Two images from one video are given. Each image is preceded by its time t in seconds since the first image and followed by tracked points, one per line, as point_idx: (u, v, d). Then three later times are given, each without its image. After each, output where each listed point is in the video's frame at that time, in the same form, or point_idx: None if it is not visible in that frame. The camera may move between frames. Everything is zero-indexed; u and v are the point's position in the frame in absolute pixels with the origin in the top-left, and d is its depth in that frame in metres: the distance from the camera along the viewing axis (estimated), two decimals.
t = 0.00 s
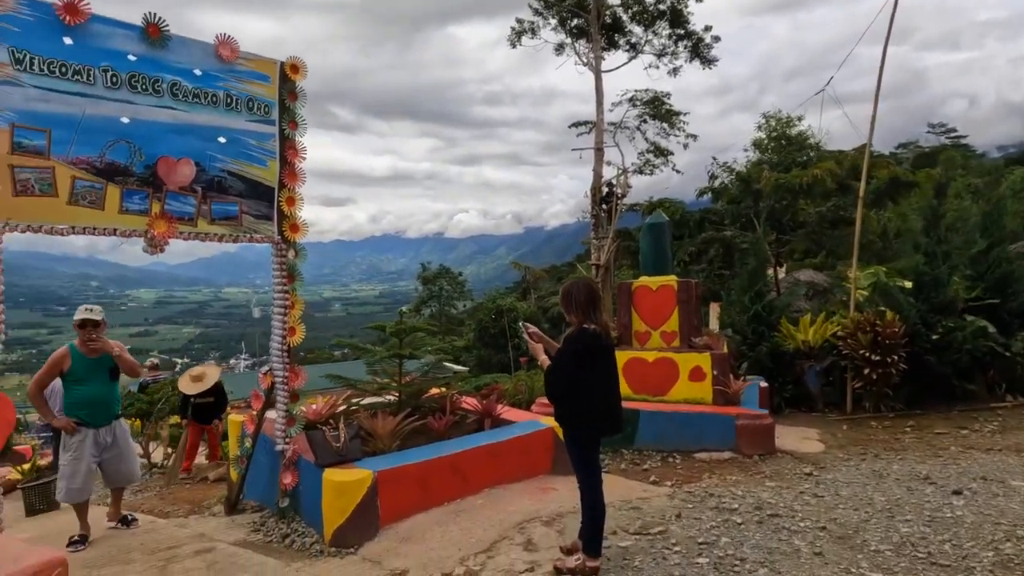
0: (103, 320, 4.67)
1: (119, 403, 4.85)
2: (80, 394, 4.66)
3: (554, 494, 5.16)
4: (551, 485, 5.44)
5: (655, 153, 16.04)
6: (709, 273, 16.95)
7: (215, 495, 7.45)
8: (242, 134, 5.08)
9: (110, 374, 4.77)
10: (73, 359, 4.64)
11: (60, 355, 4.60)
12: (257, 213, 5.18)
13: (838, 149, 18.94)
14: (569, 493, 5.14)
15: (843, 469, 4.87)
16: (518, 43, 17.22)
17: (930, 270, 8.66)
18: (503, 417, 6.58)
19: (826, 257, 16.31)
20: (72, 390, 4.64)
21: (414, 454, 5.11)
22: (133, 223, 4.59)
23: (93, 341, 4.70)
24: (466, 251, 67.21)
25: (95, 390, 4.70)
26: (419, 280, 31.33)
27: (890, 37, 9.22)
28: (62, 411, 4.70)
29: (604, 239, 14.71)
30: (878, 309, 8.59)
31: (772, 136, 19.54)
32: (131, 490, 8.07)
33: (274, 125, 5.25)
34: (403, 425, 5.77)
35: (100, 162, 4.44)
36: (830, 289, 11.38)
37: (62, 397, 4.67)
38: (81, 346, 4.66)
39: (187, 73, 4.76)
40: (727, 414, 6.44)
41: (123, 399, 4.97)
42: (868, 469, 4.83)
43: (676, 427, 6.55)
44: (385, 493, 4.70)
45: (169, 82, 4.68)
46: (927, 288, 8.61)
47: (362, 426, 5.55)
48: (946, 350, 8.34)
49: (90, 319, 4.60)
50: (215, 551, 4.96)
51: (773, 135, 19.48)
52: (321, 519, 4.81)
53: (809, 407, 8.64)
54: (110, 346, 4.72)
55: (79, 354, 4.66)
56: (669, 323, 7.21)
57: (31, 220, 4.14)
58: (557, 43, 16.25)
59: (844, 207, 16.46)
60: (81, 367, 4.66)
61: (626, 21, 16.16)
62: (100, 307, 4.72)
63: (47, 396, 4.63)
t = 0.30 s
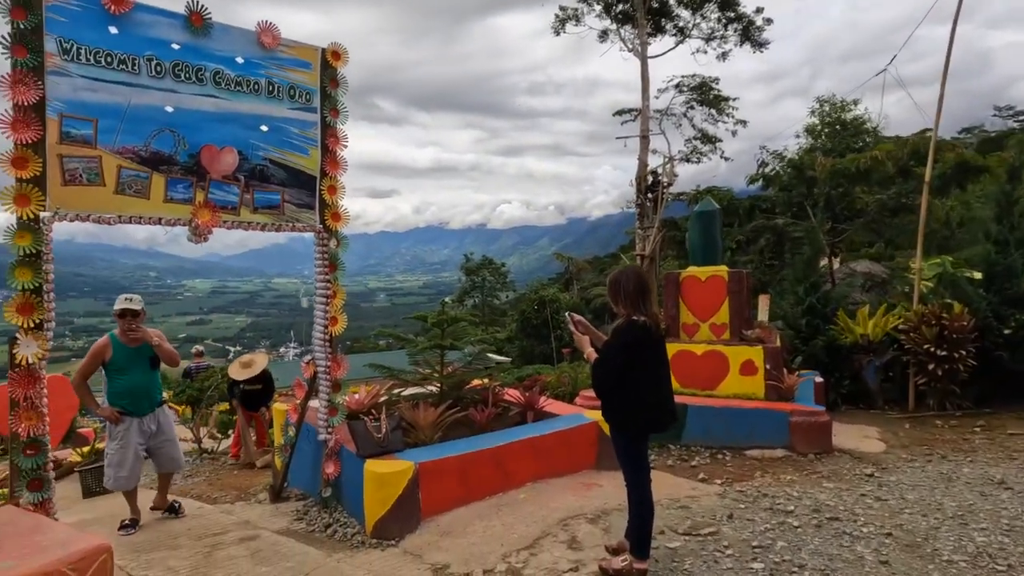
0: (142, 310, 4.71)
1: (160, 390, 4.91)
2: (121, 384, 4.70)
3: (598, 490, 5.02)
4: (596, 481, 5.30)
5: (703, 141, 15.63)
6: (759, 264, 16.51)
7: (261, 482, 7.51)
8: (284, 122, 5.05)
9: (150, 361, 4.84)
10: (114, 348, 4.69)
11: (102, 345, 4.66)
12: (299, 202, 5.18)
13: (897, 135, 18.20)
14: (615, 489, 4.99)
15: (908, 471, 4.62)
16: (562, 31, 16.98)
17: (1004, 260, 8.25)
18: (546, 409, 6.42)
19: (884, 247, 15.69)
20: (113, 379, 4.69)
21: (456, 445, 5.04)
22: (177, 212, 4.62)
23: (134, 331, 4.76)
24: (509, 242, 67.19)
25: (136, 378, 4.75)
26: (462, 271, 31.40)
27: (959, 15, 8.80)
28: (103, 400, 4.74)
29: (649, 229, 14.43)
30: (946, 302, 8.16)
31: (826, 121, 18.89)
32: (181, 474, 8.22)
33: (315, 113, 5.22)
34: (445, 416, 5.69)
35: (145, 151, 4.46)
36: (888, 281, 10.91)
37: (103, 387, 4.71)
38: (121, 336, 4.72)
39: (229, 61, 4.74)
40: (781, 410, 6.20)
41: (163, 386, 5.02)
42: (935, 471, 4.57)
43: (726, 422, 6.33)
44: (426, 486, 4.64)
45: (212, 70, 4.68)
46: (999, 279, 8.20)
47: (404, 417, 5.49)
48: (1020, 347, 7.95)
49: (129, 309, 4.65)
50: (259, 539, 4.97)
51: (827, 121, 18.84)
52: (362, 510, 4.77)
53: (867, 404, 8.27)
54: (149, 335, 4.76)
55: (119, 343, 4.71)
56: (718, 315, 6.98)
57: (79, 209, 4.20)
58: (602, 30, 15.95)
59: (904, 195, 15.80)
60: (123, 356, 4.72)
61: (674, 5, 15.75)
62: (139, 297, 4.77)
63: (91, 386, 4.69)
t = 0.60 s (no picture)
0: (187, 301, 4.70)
1: (203, 381, 4.89)
2: (164, 376, 4.71)
3: (645, 489, 4.83)
4: (642, 480, 5.12)
5: (751, 128, 15.16)
6: (810, 254, 16.03)
7: (304, 471, 7.53)
8: (324, 110, 4.98)
9: (193, 354, 4.83)
10: (158, 339, 4.69)
11: (147, 335, 4.66)
12: (339, 191, 5.11)
13: (958, 119, 17.40)
14: (663, 489, 4.80)
15: (981, 477, 4.34)
16: (604, 18, 16.66)
17: None
18: (591, 404, 6.22)
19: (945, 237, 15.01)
20: (157, 370, 4.70)
21: (499, 440, 4.92)
22: (219, 202, 4.58)
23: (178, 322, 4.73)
24: (549, 234, 66.94)
25: (179, 369, 4.76)
26: (503, 263, 31.32)
27: None
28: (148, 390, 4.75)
29: (694, 219, 14.07)
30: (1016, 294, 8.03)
31: (882, 106, 18.17)
32: (227, 462, 8.31)
33: (355, 100, 5.13)
34: (486, 411, 5.56)
35: (186, 140, 4.43)
36: (952, 273, 10.39)
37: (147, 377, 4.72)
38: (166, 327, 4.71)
39: (270, 47, 4.68)
40: (839, 409, 5.92)
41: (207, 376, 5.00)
42: (1011, 478, 4.27)
43: (780, 421, 6.07)
44: (468, 481, 4.54)
45: (252, 57, 4.62)
46: None
47: (445, 411, 5.39)
48: None
49: (175, 300, 4.63)
50: (300, 531, 4.93)
51: (883, 106, 18.12)
52: (403, 505, 4.69)
53: (930, 404, 7.88)
54: (194, 326, 4.74)
55: (164, 334, 4.70)
56: (771, 308, 6.72)
57: (122, 199, 4.19)
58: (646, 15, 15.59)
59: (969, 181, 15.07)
60: (167, 348, 4.72)
61: None
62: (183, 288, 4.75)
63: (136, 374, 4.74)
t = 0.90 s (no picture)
0: (238, 293, 4.71)
1: (246, 376, 4.85)
2: (209, 367, 4.71)
3: (690, 490, 4.67)
4: (687, 479, 4.95)
5: (798, 114, 14.68)
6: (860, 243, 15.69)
7: (342, 462, 7.54)
8: (361, 98, 4.91)
9: (239, 348, 4.82)
10: (206, 329, 4.72)
11: (196, 325, 4.72)
12: (377, 180, 5.04)
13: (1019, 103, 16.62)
14: (711, 490, 4.64)
15: None
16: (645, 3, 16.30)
17: None
18: (632, 400, 6.05)
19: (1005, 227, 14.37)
20: (203, 359, 4.72)
21: (538, 436, 4.81)
22: (257, 192, 4.54)
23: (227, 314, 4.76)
24: (586, 224, 66.46)
25: (224, 362, 4.75)
26: (540, 254, 31.14)
27: None
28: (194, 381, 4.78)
29: (737, 208, 13.71)
30: None
31: (937, 91, 17.46)
32: (268, 451, 8.38)
33: (393, 88, 5.05)
34: (526, 405, 5.44)
35: (225, 130, 4.39)
36: (1014, 265, 9.91)
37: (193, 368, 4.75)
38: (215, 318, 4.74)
39: (307, 35, 4.61)
40: (896, 408, 5.69)
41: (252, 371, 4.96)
42: None
43: (833, 420, 5.88)
44: (506, 478, 4.44)
45: (290, 45, 4.56)
46: None
47: (483, 405, 5.30)
48: None
49: (227, 292, 4.65)
50: (337, 524, 4.90)
51: (938, 90, 17.41)
52: (440, 500, 4.62)
53: (993, 404, 7.60)
54: (242, 321, 4.74)
55: (212, 325, 4.73)
56: (822, 302, 6.46)
57: (161, 190, 4.18)
58: None
59: None
60: (213, 339, 4.74)
61: None
62: (236, 280, 4.77)
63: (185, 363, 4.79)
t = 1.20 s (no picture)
0: (279, 279, 4.65)
1: (284, 363, 4.83)
2: (251, 348, 4.73)
3: (724, 487, 4.52)
4: (721, 475, 4.81)
5: (839, 101, 14.24)
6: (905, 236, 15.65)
7: (371, 450, 7.53)
8: (389, 84, 4.83)
9: (278, 335, 4.80)
10: (246, 314, 4.71)
11: (237, 309, 4.73)
12: (405, 168, 4.97)
13: None
14: (748, 487, 4.50)
15: None
16: None
17: None
18: (665, 393, 5.89)
19: None
20: (244, 342, 4.73)
21: (567, 429, 4.71)
22: (285, 180, 4.50)
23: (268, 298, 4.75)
24: (618, 214, 65.96)
25: (263, 347, 4.74)
26: (571, 244, 30.91)
27: None
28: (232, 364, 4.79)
29: (774, 198, 13.36)
30: None
31: (987, 76, 16.80)
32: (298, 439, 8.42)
33: (422, 73, 4.97)
34: (556, 397, 5.33)
35: (252, 117, 4.35)
36: None
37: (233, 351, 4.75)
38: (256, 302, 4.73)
39: (335, 20, 4.55)
40: (944, 406, 5.50)
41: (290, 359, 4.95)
42: None
43: (876, 417, 5.69)
44: (535, 472, 4.35)
45: (317, 31, 4.50)
46: None
47: (512, 397, 5.20)
48: None
49: (268, 277, 4.61)
50: (365, 514, 4.86)
51: (988, 75, 16.75)
52: (468, 493, 4.55)
53: None
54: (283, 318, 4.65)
55: (253, 309, 4.72)
56: (866, 294, 6.22)
57: (189, 177, 4.16)
58: None
59: None
60: (253, 324, 4.72)
61: None
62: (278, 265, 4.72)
63: (226, 347, 4.81)
